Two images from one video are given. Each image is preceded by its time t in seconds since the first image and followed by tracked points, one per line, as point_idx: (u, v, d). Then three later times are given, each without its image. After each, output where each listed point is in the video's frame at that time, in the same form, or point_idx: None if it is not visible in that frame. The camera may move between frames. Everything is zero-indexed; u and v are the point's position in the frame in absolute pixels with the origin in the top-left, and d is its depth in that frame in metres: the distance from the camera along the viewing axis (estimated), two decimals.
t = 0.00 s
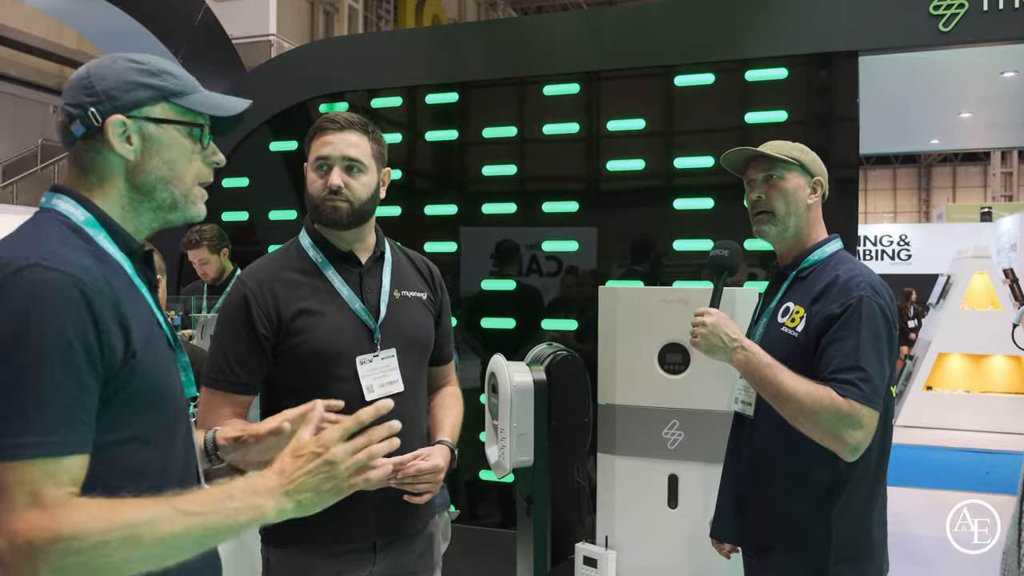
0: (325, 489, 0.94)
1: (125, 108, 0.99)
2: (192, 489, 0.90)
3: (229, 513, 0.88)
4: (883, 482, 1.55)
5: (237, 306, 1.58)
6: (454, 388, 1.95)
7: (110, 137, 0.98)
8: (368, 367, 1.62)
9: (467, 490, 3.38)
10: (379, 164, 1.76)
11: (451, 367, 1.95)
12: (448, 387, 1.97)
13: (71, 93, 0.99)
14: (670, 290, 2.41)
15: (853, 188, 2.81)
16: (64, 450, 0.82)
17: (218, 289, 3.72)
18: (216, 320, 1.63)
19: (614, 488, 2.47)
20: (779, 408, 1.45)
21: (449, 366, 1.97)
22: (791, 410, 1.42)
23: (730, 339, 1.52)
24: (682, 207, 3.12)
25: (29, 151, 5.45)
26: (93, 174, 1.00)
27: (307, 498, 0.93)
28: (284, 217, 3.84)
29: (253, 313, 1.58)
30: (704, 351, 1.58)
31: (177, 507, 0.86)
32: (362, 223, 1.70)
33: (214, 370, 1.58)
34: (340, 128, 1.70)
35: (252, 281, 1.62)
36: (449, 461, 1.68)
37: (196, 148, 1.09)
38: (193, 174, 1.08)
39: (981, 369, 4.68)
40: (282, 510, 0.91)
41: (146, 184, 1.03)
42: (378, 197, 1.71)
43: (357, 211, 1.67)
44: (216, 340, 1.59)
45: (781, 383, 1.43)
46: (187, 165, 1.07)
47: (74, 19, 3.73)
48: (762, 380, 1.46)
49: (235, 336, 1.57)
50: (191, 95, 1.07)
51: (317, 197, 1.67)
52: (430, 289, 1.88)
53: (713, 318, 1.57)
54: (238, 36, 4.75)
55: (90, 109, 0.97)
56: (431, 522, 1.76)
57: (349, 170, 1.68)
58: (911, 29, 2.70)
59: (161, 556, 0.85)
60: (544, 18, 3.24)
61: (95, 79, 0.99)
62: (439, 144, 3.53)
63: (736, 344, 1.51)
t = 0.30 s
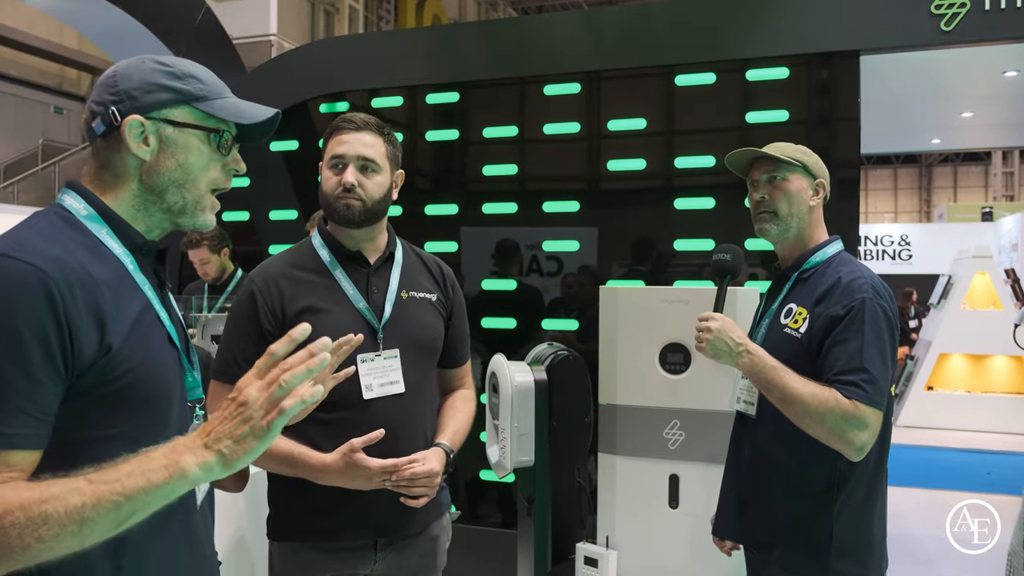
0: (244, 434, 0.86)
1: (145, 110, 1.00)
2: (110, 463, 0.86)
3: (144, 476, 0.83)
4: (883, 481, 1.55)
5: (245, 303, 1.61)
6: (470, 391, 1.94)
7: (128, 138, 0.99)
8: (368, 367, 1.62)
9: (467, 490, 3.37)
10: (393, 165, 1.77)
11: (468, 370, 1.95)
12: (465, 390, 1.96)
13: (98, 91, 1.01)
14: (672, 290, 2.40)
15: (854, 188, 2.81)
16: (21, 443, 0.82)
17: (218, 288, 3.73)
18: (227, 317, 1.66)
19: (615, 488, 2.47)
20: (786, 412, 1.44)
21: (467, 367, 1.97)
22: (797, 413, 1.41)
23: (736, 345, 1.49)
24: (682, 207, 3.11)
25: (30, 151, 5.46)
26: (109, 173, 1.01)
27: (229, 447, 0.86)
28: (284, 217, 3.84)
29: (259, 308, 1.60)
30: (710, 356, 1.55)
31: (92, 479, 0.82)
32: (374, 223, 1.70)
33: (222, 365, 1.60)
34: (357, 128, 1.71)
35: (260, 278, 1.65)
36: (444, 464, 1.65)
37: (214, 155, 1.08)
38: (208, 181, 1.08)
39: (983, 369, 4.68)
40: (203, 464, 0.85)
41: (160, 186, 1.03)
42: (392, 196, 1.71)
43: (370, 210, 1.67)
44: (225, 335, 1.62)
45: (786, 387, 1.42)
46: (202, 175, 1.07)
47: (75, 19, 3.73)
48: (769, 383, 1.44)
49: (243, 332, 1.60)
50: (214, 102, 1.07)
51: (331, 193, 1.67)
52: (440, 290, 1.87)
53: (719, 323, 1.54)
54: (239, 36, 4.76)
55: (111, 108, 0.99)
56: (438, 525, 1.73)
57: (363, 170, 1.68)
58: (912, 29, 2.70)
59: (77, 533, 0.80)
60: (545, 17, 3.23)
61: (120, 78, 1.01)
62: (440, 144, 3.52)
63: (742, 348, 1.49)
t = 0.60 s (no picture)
0: (244, 416, 0.87)
1: (138, 105, 0.99)
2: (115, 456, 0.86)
3: (148, 465, 0.84)
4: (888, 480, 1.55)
5: (259, 301, 1.61)
6: (474, 391, 1.94)
7: (121, 134, 0.98)
8: (382, 366, 1.63)
9: (470, 490, 3.37)
10: (404, 164, 1.77)
11: (473, 371, 1.95)
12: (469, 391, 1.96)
13: (94, 85, 1.00)
14: (674, 291, 2.40)
15: (856, 188, 2.80)
16: (18, 444, 0.81)
17: (222, 288, 3.73)
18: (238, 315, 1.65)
19: (617, 488, 2.47)
20: (796, 414, 1.43)
21: (473, 368, 1.97)
22: (806, 414, 1.41)
23: (743, 348, 1.48)
24: (685, 207, 3.11)
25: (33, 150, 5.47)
26: (104, 168, 1.00)
27: (231, 430, 0.86)
28: (287, 217, 3.84)
29: (273, 306, 1.60)
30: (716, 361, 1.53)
31: (95, 473, 0.83)
32: (386, 222, 1.71)
33: (234, 364, 1.59)
34: (367, 129, 1.72)
35: (274, 276, 1.64)
36: (456, 460, 1.65)
37: (211, 151, 1.06)
38: (206, 175, 1.06)
39: (985, 369, 4.66)
40: (206, 448, 0.85)
41: (157, 183, 1.02)
42: (404, 195, 1.72)
43: (382, 209, 1.68)
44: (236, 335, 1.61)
45: (794, 389, 1.41)
46: (199, 169, 1.05)
47: (77, 19, 3.73)
48: (777, 386, 1.43)
49: (256, 331, 1.60)
50: (210, 96, 1.05)
51: (343, 194, 1.68)
52: (449, 291, 1.88)
53: (724, 328, 1.52)
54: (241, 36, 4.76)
55: (104, 103, 0.98)
56: (444, 525, 1.74)
57: (374, 169, 1.69)
58: (914, 29, 2.69)
59: (87, 526, 0.81)
60: (547, 17, 3.23)
61: (114, 72, 0.99)
62: (442, 144, 3.52)
63: (748, 352, 1.47)
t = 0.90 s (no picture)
0: (290, 408, 0.95)
1: (137, 105, 0.97)
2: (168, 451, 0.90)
3: (207, 455, 0.89)
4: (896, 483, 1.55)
5: (270, 300, 1.61)
6: (473, 390, 1.95)
7: (120, 134, 0.96)
8: (395, 365, 1.64)
9: (472, 490, 3.37)
10: (410, 164, 1.77)
11: (472, 371, 1.95)
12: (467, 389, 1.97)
13: (89, 82, 0.97)
14: (676, 290, 2.40)
15: (859, 188, 2.80)
16: (45, 443, 0.80)
17: (224, 288, 3.74)
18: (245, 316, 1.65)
19: (619, 489, 2.48)
20: (807, 415, 1.43)
21: (471, 368, 1.97)
22: (819, 416, 1.41)
23: (753, 353, 1.47)
24: (688, 207, 3.11)
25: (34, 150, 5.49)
26: (97, 167, 0.97)
27: (280, 421, 0.94)
28: (289, 216, 3.85)
29: (285, 305, 1.60)
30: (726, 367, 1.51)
31: (156, 464, 0.86)
32: (393, 223, 1.71)
33: (243, 363, 1.59)
34: (374, 129, 1.72)
35: (284, 275, 1.64)
36: (467, 457, 1.66)
37: (209, 156, 1.05)
38: (199, 180, 1.05)
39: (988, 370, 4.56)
40: (259, 439, 0.92)
41: (151, 185, 1.00)
42: (412, 195, 1.72)
43: (389, 210, 1.68)
44: (245, 335, 1.61)
45: (807, 391, 1.41)
46: (193, 173, 1.03)
47: (78, 19, 3.73)
48: (790, 387, 1.43)
49: (267, 330, 1.59)
50: (212, 100, 1.04)
51: (350, 195, 1.68)
52: (452, 290, 1.90)
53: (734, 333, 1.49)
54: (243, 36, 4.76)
55: (103, 101, 0.95)
56: (449, 523, 1.75)
57: (382, 170, 1.69)
58: (916, 29, 2.69)
59: (159, 513, 0.85)
60: (549, 17, 3.23)
61: (114, 69, 0.97)
62: (444, 144, 3.53)
63: (759, 356, 1.47)
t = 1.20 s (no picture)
0: (290, 418, 0.95)
1: (137, 100, 0.96)
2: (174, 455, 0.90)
3: (210, 460, 0.89)
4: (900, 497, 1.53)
5: (271, 300, 1.61)
6: (476, 389, 1.95)
7: (121, 128, 0.95)
8: (396, 364, 1.64)
9: (473, 490, 3.37)
10: (410, 163, 1.78)
11: (475, 370, 1.94)
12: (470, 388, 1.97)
13: (79, 79, 0.95)
14: (676, 290, 2.40)
15: (860, 188, 2.80)
16: (45, 446, 0.79)
17: (225, 288, 3.74)
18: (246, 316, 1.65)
19: (620, 489, 2.48)
20: (806, 421, 1.41)
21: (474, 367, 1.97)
22: (819, 422, 1.39)
23: (749, 353, 1.45)
24: (689, 207, 3.11)
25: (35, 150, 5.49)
26: (95, 165, 0.96)
27: (280, 430, 0.94)
28: (290, 217, 3.85)
29: (285, 305, 1.60)
30: (725, 366, 1.50)
31: (163, 469, 0.87)
32: (393, 223, 1.71)
33: (243, 363, 1.59)
34: (373, 129, 1.72)
35: (284, 276, 1.64)
36: (467, 455, 1.65)
37: (205, 146, 1.06)
38: (201, 171, 1.06)
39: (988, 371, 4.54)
40: (260, 447, 0.92)
41: (153, 178, 1.00)
42: (411, 194, 1.72)
43: (389, 210, 1.68)
44: (246, 335, 1.61)
45: (805, 395, 1.40)
46: (193, 164, 1.04)
47: (79, 20, 3.73)
48: (788, 391, 1.42)
49: (268, 330, 1.59)
50: (205, 92, 1.04)
51: (349, 196, 1.68)
52: (455, 289, 1.90)
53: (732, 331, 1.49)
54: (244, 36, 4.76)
55: (99, 99, 0.93)
56: (451, 524, 1.75)
57: (381, 170, 1.70)
58: (917, 29, 2.69)
59: (164, 518, 0.85)
60: (550, 18, 3.23)
61: (107, 67, 0.95)
62: (444, 144, 3.53)
63: (756, 357, 1.45)
